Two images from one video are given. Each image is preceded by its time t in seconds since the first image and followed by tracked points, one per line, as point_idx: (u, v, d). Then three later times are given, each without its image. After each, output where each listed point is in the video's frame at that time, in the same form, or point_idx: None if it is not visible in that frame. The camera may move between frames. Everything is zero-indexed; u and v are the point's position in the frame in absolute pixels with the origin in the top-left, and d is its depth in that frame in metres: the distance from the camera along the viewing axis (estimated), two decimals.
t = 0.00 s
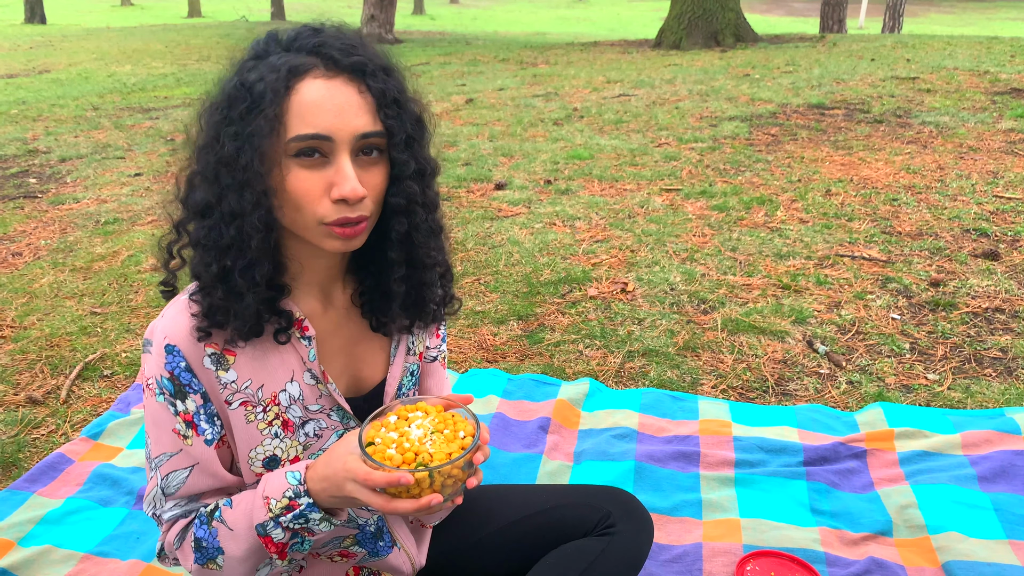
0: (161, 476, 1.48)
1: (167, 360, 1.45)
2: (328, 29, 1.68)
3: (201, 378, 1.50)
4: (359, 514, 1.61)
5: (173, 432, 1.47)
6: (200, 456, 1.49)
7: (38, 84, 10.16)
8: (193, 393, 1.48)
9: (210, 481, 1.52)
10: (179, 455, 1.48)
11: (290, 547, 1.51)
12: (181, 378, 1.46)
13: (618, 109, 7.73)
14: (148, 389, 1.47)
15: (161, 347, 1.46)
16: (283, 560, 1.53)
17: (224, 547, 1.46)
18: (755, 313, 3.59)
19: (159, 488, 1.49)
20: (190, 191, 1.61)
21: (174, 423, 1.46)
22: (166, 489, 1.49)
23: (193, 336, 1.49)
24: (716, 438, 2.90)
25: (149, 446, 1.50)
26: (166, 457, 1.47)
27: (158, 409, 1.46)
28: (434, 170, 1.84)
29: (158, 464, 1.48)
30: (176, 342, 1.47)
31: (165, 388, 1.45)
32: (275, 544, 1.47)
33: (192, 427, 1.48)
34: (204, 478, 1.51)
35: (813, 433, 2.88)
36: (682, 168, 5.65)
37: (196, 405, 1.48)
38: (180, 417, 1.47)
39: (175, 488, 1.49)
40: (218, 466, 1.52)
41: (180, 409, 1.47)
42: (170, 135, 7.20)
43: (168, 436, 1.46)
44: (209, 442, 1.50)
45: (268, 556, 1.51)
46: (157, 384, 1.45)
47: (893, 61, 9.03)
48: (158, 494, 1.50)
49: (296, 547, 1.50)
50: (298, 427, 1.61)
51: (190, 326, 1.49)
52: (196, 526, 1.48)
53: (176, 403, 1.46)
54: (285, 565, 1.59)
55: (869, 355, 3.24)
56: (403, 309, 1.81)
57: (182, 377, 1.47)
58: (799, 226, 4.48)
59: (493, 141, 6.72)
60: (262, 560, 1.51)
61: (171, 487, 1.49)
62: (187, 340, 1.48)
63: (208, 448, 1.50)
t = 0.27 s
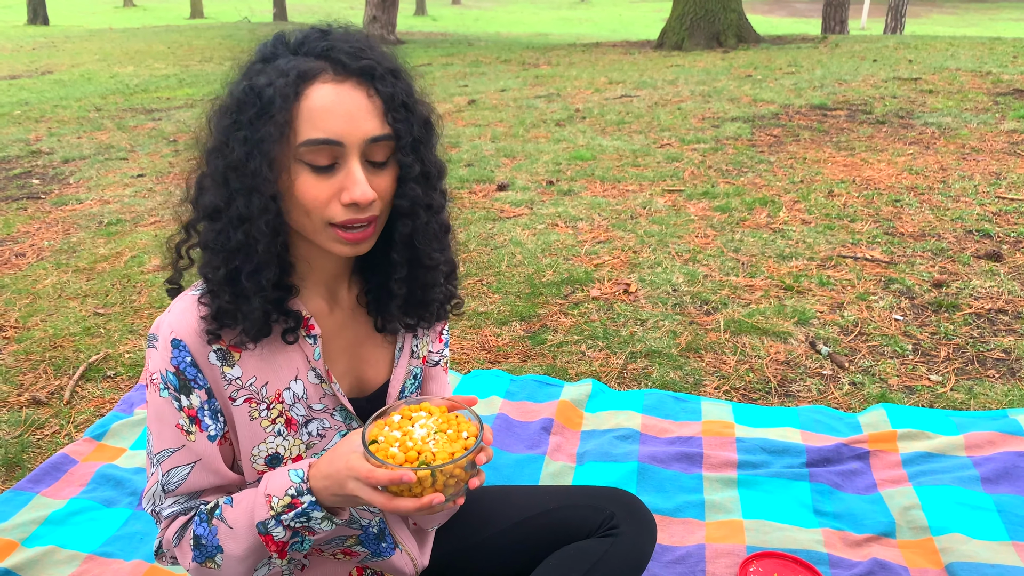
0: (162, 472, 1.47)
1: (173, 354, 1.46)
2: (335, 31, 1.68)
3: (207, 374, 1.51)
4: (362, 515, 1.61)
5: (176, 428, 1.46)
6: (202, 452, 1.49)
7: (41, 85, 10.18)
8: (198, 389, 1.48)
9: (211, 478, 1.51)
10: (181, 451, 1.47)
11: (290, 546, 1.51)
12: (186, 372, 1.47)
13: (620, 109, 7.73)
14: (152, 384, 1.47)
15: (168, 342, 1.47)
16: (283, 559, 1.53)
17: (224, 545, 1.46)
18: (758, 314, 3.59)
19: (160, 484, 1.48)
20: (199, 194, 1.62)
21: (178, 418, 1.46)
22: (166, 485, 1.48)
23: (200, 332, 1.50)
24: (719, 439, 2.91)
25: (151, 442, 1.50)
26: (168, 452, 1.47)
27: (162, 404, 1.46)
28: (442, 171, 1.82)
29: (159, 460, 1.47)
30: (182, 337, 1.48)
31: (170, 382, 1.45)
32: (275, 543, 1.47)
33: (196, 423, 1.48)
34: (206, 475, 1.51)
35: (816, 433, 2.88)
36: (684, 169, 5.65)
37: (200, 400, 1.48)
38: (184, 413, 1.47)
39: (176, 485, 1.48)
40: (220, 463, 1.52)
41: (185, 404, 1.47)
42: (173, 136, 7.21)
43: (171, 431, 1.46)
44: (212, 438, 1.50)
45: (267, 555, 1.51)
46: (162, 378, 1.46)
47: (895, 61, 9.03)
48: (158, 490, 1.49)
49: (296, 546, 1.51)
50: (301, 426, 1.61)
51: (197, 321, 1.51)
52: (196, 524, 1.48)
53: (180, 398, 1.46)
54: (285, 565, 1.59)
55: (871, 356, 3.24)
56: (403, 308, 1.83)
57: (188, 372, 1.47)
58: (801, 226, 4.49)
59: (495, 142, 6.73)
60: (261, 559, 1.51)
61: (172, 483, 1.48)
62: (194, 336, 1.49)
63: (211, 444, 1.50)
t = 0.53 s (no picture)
0: (166, 472, 1.47)
1: (176, 353, 1.47)
2: (341, 36, 1.69)
3: (209, 372, 1.51)
4: (364, 514, 1.61)
5: (179, 427, 1.47)
6: (206, 451, 1.49)
7: (43, 87, 10.20)
8: (201, 387, 1.49)
9: (215, 477, 1.52)
10: (184, 449, 1.48)
11: (293, 543, 1.50)
12: (190, 371, 1.48)
13: (622, 111, 7.73)
14: (155, 384, 1.47)
15: (171, 341, 1.48)
16: (286, 557, 1.52)
17: (228, 543, 1.46)
18: (759, 316, 3.59)
19: (163, 483, 1.48)
20: (206, 196, 1.62)
21: (182, 417, 1.47)
22: (170, 484, 1.49)
23: (204, 332, 1.51)
24: (720, 441, 2.91)
25: (154, 442, 1.50)
26: (172, 451, 1.47)
27: (165, 403, 1.47)
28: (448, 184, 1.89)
29: (163, 459, 1.48)
30: (185, 336, 1.49)
31: (173, 381, 1.46)
32: (278, 539, 1.47)
33: (199, 421, 1.49)
34: (209, 474, 1.51)
35: (817, 435, 2.88)
36: (686, 171, 5.65)
37: (203, 399, 1.49)
38: (188, 411, 1.47)
39: (179, 484, 1.49)
40: (224, 461, 1.52)
41: (188, 402, 1.47)
42: (174, 137, 7.22)
43: (175, 430, 1.47)
44: (215, 436, 1.51)
45: (271, 553, 1.51)
46: (165, 377, 1.46)
47: (897, 63, 9.03)
48: (162, 490, 1.49)
49: (299, 542, 1.50)
50: (303, 424, 1.62)
51: (201, 321, 1.52)
52: (200, 522, 1.48)
53: (183, 397, 1.47)
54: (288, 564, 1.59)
55: (873, 358, 3.24)
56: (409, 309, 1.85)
57: (191, 370, 1.48)
58: (803, 228, 4.49)
59: (496, 143, 6.73)
60: (265, 557, 1.51)
61: (176, 482, 1.48)
62: (197, 336, 1.50)
63: (214, 443, 1.50)
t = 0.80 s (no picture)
0: (168, 473, 1.48)
1: (178, 354, 1.47)
2: (344, 37, 1.69)
3: (211, 373, 1.52)
4: (365, 514, 1.61)
5: (181, 428, 1.47)
6: (208, 452, 1.49)
7: (44, 88, 10.20)
8: (203, 388, 1.49)
9: (216, 477, 1.52)
10: (186, 450, 1.48)
11: (294, 544, 1.50)
12: (191, 372, 1.48)
13: (622, 111, 7.74)
14: (157, 384, 1.48)
15: (172, 342, 1.48)
16: (288, 557, 1.52)
17: (229, 544, 1.46)
18: (760, 316, 3.59)
19: (166, 484, 1.49)
20: (208, 198, 1.62)
21: (183, 417, 1.47)
22: (173, 485, 1.49)
23: (205, 333, 1.51)
24: (722, 441, 2.90)
25: (157, 443, 1.51)
26: (174, 452, 1.47)
27: (167, 404, 1.47)
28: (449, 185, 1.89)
29: (165, 460, 1.48)
30: (187, 337, 1.49)
31: (175, 382, 1.46)
32: (280, 540, 1.47)
33: (201, 422, 1.49)
34: (211, 475, 1.51)
35: (819, 435, 2.88)
36: (686, 171, 5.65)
37: (205, 400, 1.49)
38: (190, 412, 1.47)
39: (181, 484, 1.49)
40: (225, 462, 1.52)
41: (190, 403, 1.47)
42: (175, 139, 7.23)
43: (176, 430, 1.47)
44: (217, 437, 1.51)
45: (272, 554, 1.51)
46: (167, 378, 1.46)
47: (897, 63, 9.03)
48: (164, 491, 1.50)
49: (301, 543, 1.50)
50: (305, 425, 1.61)
51: (204, 322, 1.52)
52: (201, 523, 1.48)
53: (185, 398, 1.47)
54: (289, 564, 1.59)
55: (874, 358, 3.24)
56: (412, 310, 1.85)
57: (192, 371, 1.48)
58: (804, 228, 4.49)
59: (497, 144, 6.73)
60: (266, 558, 1.51)
61: (178, 483, 1.49)
62: (199, 336, 1.50)
63: (216, 443, 1.50)
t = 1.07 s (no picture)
0: (170, 474, 1.48)
1: (179, 356, 1.47)
2: (345, 38, 1.69)
3: (213, 374, 1.52)
4: (367, 515, 1.62)
5: (183, 429, 1.47)
6: (210, 453, 1.50)
7: (44, 89, 10.21)
8: (204, 389, 1.50)
9: (218, 479, 1.52)
10: (188, 451, 1.48)
11: (297, 544, 1.50)
12: (193, 373, 1.48)
13: (622, 111, 7.74)
14: (158, 386, 1.48)
15: (174, 343, 1.48)
16: (291, 558, 1.52)
17: (231, 545, 1.46)
18: (761, 315, 3.59)
19: (167, 485, 1.49)
20: (209, 199, 1.62)
21: (185, 419, 1.47)
22: (174, 487, 1.49)
23: (207, 334, 1.51)
24: (723, 440, 2.91)
25: (158, 444, 1.51)
26: (176, 453, 1.48)
27: (169, 405, 1.47)
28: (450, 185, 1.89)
29: (167, 462, 1.48)
30: (188, 338, 1.49)
31: (177, 384, 1.47)
32: (282, 541, 1.47)
33: (203, 423, 1.49)
34: (213, 476, 1.52)
35: (820, 434, 2.88)
36: (686, 170, 5.65)
37: (207, 401, 1.50)
38: (191, 414, 1.48)
39: (183, 486, 1.49)
40: (227, 463, 1.53)
41: (192, 405, 1.48)
42: (176, 140, 7.23)
43: (178, 432, 1.47)
44: (219, 438, 1.51)
45: (275, 555, 1.51)
46: (168, 379, 1.46)
47: (897, 61, 9.02)
48: (166, 492, 1.50)
49: (303, 544, 1.50)
50: (306, 426, 1.62)
51: (205, 323, 1.52)
52: (203, 524, 1.48)
53: (187, 399, 1.47)
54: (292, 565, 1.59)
55: (875, 356, 3.24)
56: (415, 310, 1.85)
57: (194, 372, 1.48)
58: (804, 227, 4.49)
59: (497, 144, 6.73)
60: (268, 559, 1.51)
61: (180, 485, 1.49)
62: (201, 338, 1.50)
63: (218, 444, 1.51)
